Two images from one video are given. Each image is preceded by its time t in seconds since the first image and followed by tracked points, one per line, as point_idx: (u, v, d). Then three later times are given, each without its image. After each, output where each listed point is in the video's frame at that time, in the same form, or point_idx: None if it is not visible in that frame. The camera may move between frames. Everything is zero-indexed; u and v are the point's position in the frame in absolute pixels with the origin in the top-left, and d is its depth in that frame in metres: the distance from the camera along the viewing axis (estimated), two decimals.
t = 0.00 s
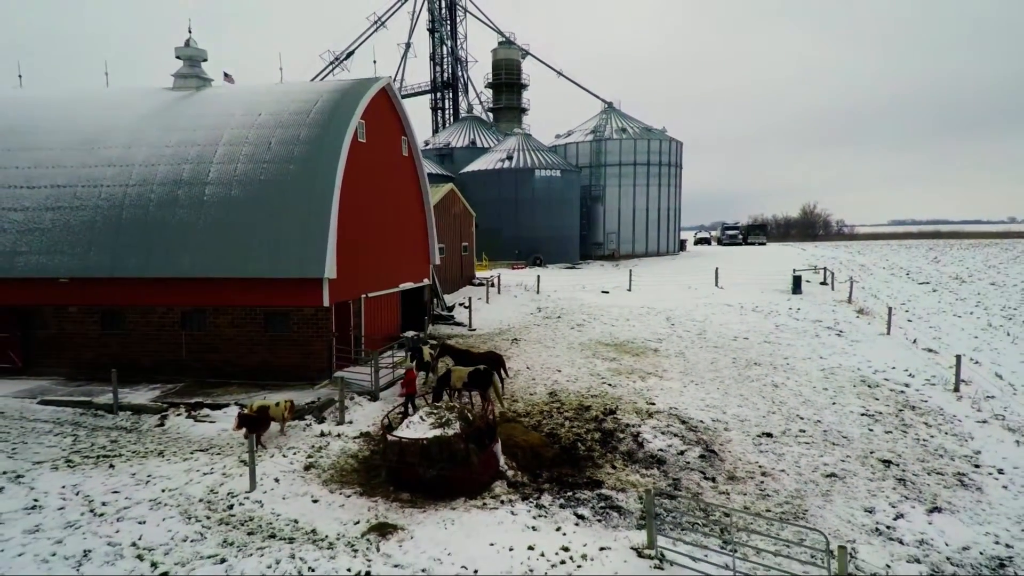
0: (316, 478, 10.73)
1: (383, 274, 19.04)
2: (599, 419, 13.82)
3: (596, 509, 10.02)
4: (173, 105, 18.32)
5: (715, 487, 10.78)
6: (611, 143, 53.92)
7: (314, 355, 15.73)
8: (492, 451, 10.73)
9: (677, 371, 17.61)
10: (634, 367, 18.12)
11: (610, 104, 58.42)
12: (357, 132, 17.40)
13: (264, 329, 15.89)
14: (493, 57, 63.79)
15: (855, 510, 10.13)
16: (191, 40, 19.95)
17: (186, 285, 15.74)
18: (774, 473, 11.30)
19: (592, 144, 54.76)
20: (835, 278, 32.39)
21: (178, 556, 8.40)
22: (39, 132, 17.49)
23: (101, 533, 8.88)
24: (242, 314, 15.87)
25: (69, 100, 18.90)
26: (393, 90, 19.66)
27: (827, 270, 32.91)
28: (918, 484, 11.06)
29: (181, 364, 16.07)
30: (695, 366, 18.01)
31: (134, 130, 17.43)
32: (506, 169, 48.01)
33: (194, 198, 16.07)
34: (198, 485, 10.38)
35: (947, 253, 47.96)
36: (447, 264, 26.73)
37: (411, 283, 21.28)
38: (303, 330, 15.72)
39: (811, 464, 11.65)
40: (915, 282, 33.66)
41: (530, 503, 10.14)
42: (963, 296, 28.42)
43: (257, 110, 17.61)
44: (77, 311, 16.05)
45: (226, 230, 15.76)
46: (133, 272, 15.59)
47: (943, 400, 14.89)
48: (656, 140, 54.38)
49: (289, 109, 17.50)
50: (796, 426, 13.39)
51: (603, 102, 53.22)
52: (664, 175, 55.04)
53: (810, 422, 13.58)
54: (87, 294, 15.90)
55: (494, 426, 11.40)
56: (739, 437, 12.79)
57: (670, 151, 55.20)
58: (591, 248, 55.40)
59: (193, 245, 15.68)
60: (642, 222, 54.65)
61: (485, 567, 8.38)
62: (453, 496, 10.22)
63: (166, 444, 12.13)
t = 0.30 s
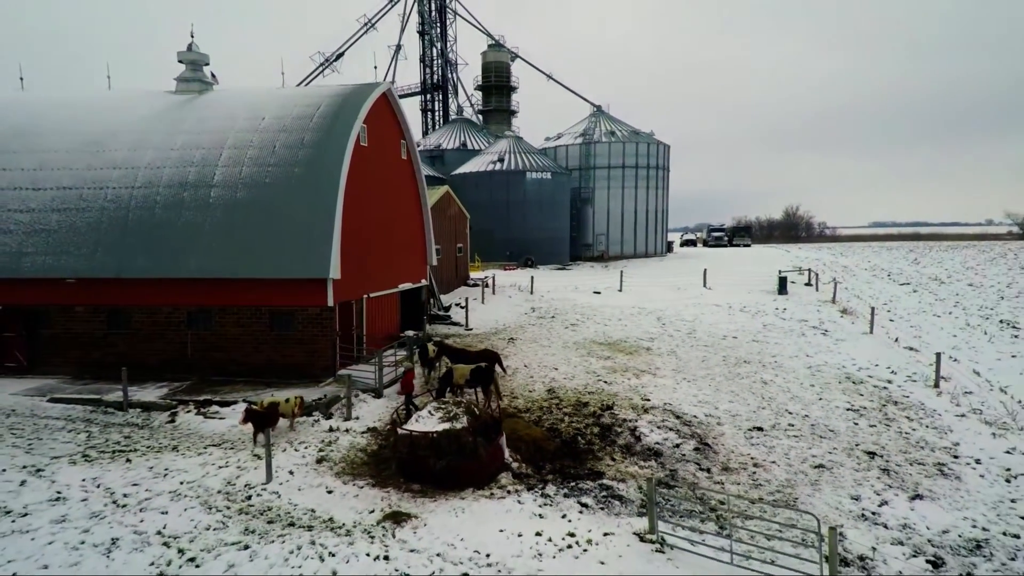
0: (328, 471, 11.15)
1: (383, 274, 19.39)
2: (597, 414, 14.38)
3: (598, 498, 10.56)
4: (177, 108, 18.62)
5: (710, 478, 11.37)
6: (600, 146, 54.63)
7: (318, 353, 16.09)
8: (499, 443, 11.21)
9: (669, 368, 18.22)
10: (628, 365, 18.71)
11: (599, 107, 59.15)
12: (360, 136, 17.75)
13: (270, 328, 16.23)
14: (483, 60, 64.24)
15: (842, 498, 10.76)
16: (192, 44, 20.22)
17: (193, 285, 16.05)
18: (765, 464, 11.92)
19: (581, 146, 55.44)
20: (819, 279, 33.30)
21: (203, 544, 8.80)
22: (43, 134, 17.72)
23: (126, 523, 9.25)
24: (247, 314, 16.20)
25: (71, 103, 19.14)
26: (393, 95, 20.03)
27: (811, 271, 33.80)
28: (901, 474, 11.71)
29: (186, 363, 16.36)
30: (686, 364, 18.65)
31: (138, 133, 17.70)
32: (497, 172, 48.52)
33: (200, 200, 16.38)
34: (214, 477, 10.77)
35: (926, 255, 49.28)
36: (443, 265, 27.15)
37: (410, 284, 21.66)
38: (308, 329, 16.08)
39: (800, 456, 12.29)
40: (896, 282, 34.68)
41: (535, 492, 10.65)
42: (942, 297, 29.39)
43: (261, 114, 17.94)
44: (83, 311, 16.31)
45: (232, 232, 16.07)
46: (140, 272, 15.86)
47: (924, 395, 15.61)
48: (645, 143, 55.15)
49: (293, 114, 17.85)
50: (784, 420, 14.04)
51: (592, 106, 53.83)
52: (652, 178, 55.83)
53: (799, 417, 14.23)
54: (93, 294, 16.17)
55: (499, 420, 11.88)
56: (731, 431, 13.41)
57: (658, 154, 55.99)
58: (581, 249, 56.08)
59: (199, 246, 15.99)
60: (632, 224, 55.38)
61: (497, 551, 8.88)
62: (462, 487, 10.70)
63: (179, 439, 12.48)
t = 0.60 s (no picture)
0: (339, 463, 11.64)
1: (382, 276, 19.83)
2: (592, 409, 15.00)
3: (597, 486, 11.16)
4: (179, 112, 18.95)
5: (701, 467, 12.02)
6: (588, 149, 55.43)
7: (321, 352, 16.50)
8: (502, 436, 11.76)
9: (660, 366, 18.90)
10: (619, 363, 19.36)
11: (586, 111, 59.97)
12: (360, 141, 18.20)
13: (273, 328, 16.61)
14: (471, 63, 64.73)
15: (826, 485, 11.45)
16: (193, 49, 20.57)
17: (198, 286, 16.40)
18: (753, 455, 12.61)
19: (570, 150, 56.19)
20: (802, 280, 34.29)
21: (225, 530, 9.27)
22: (46, 138, 17.97)
23: (149, 513, 9.67)
24: (252, 314, 16.58)
25: (73, 107, 19.39)
26: (392, 100, 20.51)
27: (794, 272, 34.78)
28: (880, 463, 12.44)
29: (190, 362, 16.67)
30: (675, 361, 19.35)
31: (141, 137, 18.01)
32: (488, 175, 49.06)
33: (205, 203, 16.74)
34: (229, 470, 11.21)
35: (904, 257, 50.69)
36: (437, 266, 27.62)
37: (406, 284, 22.12)
38: (311, 328, 16.48)
39: (785, 447, 13.00)
40: (876, 283, 35.79)
41: (537, 482, 11.23)
42: (918, 297, 30.46)
43: (263, 119, 18.33)
44: (88, 312, 16.59)
45: (236, 234, 16.45)
46: (145, 274, 16.19)
47: (902, 390, 16.42)
48: (632, 147, 56.02)
49: (295, 119, 18.29)
50: (770, 414, 14.76)
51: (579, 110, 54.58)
52: (640, 180, 56.71)
53: (784, 411, 14.95)
54: (99, 295, 16.46)
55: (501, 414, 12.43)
56: (720, 425, 14.09)
57: (645, 157, 56.90)
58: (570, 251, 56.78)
59: (204, 248, 16.35)
60: (620, 226, 56.20)
61: (504, 535, 9.44)
62: (468, 477, 11.24)
63: (190, 435, 12.87)
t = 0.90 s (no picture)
0: (347, 455, 12.18)
1: (380, 277, 20.32)
2: (586, 404, 15.69)
3: (593, 475, 11.84)
4: (181, 117, 19.34)
5: (690, 457, 12.73)
6: (576, 152, 56.25)
7: (323, 349, 16.95)
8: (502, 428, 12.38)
9: (649, 363, 19.64)
10: (610, 360, 20.08)
11: (574, 115, 60.80)
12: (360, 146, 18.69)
13: (276, 327, 17.03)
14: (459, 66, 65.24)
15: (806, 472, 12.22)
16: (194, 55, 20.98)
17: (202, 286, 16.81)
18: (738, 446, 13.35)
19: (558, 152, 56.96)
20: (784, 281, 35.32)
21: (244, 517, 9.80)
22: (50, 141, 18.29)
23: (170, 502, 10.17)
24: (255, 314, 17.00)
25: (75, 111, 19.73)
26: (390, 106, 21.01)
27: (776, 273, 35.79)
28: (857, 452, 13.24)
29: (194, 360, 17.04)
30: (663, 359, 20.11)
31: (144, 140, 18.39)
32: (478, 177, 49.67)
33: (209, 206, 17.17)
34: (243, 461, 11.73)
35: (883, 258, 52.10)
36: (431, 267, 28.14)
37: (403, 285, 22.62)
38: (313, 327, 16.93)
39: (768, 439, 13.76)
40: (855, 284, 36.95)
41: (537, 471, 11.88)
42: (895, 297, 31.58)
43: (265, 124, 18.80)
44: (93, 312, 16.94)
45: (240, 236, 16.88)
46: (151, 274, 16.57)
47: (878, 385, 17.30)
48: (619, 150, 56.94)
49: (296, 124, 18.77)
50: (754, 408, 15.54)
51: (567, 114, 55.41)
52: (626, 183, 57.64)
53: (768, 405, 15.73)
54: (105, 295, 16.81)
55: (501, 407, 13.05)
56: (707, 418, 14.84)
57: (632, 160, 57.84)
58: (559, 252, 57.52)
59: (209, 249, 16.76)
60: (608, 228, 57.06)
61: (508, 519, 10.07)
62: (471, 468, 11.85)
63: (201, 429, 13.33)
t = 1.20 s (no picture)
0: (354, 447, 12.79)
1: (378, 278, 20.89)
2: (579, 399, 16.42)
3: (587, 464, 12.56)
4: (184, 123, 19.83)
5: (678, 448, 13.50)
6: (565, 156, 57.11)
7: (325, 348, 17.45)
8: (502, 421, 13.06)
9: (638, 361, 20.44)
10: (600, 359, 20.85)
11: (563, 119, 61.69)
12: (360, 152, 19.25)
13: (279, 327, 17.50)
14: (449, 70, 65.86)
15: (786, 461, 13.04)
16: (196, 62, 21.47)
17: (207, 287, 17.28)
18: (723, 438, 14.15)
19: (547, 156, 57.80)
20: (767, 283, 36.40)
21: (261, 504, 10.39)
22: (56, 146, 18.70)
23: (189, 492, 10.73)
24: (259, 314, 17.47)
25: (78, 117, 20.15)
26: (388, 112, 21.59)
27: (759, 275, 36.86)
28: (835, 442, 14.08)
29: (199, 359, 17.48)
30: (651, 357, 20.92)
31: (149, 146, 18.85)
32: (469, 180, 50.31)
33: (213, 209, 17.64)
34: (255, 454, 12.31)
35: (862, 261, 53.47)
36: (426, 269, 28.75)
37: (400, 286, 23.17)
38: (316, 326, 17.43)
39: (751, 431, 14.59)
40: (835, 286, 38.12)
41: (535, 461, 12.57)
42: (873, 298, 32.74)
43: (267, 130, 19.32)
44: (100, 312, 17.34)
45: (244, 238, 17.37)
46: (157, 275, 17.01)
47: (855, 381, 18.23)
48: (607, 154, 57.90)
49: (298, 130, 19.31)
50: (738, 403, 16.37)
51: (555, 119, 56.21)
52: (614, 186, 58.61)
53: (751, 400, 16.58)
54: (111, 296, 17.23)
55: (500, 401, 13.71)
56: (694, 412, 15.65)
57: (619, 164, 58.83)
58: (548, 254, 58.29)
59: (215, 251, 17.22)
60: (596, 230, 57.96)
61: (509, 505, 10.75)
62: (473, 458, 12.52)
63: (212, 425, 13.85)
